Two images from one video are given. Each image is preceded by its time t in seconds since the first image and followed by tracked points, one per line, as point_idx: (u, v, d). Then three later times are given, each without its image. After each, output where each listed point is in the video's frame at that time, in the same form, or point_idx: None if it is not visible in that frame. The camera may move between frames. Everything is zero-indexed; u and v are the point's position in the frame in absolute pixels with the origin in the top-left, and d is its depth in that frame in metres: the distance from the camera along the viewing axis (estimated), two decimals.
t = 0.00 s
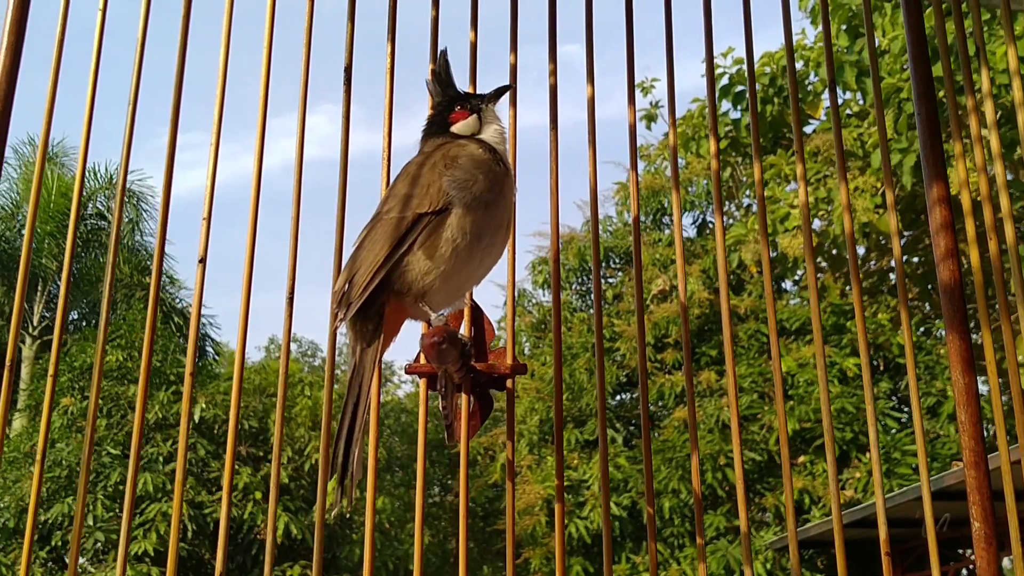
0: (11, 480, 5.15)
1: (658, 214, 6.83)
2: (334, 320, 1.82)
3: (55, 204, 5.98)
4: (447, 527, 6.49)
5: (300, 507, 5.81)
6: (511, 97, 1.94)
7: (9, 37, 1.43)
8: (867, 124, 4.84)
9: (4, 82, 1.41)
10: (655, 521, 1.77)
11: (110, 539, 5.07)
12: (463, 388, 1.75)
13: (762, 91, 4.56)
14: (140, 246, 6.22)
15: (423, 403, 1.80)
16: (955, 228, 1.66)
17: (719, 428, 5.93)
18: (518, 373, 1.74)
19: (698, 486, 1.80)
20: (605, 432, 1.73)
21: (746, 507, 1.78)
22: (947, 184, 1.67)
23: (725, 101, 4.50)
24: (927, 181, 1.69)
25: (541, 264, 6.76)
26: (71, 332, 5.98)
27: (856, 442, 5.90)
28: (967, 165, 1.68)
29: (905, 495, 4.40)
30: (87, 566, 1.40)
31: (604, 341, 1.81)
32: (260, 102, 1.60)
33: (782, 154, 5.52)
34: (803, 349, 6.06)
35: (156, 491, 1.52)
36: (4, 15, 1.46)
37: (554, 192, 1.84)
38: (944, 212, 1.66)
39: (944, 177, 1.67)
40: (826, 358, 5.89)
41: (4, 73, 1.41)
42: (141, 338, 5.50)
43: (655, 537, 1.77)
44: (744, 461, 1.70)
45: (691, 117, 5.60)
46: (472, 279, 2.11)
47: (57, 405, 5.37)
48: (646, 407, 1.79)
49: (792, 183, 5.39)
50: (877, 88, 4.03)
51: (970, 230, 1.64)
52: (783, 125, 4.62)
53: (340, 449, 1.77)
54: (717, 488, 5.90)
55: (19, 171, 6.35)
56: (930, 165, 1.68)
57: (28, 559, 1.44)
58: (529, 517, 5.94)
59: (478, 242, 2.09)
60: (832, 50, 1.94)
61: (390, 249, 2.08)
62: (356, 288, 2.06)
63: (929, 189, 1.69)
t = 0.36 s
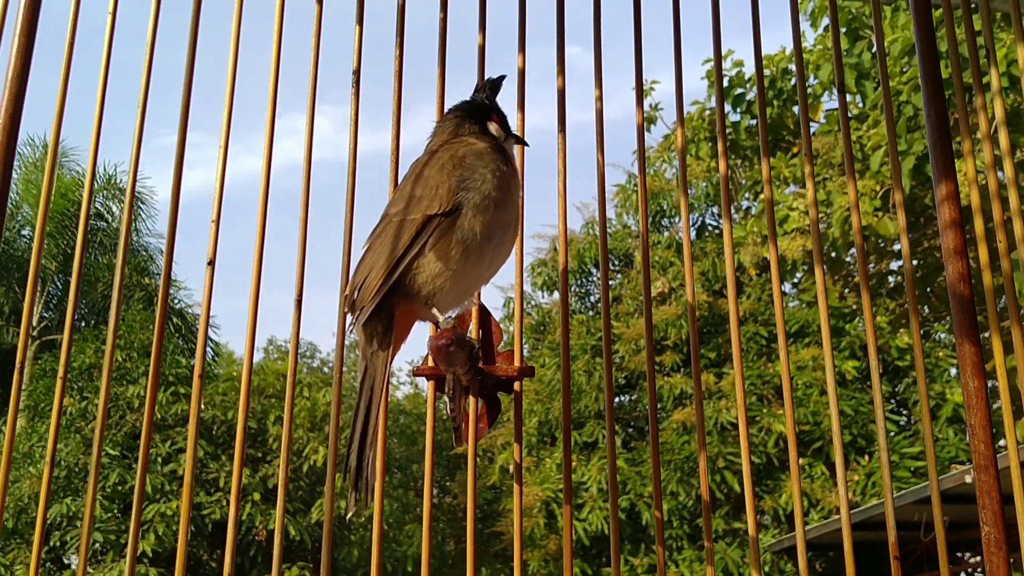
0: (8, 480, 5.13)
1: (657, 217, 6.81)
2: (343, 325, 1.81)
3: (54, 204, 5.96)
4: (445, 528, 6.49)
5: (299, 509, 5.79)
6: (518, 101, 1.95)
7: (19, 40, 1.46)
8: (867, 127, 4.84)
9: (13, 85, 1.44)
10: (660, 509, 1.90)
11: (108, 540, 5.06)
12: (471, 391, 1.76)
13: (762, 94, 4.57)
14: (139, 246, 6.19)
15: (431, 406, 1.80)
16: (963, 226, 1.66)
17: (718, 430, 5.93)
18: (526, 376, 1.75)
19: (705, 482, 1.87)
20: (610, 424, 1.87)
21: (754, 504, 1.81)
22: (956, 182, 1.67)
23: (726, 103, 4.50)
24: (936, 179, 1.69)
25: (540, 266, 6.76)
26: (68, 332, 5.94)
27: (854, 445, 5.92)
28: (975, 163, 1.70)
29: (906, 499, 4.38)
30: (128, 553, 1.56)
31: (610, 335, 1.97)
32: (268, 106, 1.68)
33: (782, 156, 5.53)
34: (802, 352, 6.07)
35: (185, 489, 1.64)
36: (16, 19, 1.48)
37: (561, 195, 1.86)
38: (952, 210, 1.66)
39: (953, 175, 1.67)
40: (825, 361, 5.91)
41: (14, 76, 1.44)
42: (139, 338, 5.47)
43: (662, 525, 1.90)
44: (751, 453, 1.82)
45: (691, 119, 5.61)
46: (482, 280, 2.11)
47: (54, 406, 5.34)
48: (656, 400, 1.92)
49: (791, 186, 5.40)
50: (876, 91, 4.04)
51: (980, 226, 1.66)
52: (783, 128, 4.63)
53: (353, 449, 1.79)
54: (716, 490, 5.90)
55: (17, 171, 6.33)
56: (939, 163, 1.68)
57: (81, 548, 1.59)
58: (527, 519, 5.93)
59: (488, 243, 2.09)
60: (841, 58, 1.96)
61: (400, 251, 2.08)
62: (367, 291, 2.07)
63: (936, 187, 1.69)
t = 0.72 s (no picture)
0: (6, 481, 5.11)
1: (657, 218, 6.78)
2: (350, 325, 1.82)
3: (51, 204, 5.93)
4: (444, 530, 6.47)
5: (298, 510, 5.78)
6: (525, 102, 1.98)
7: (27, 43, 1.51)
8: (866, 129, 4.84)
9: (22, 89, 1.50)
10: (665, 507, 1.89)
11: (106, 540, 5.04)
12: (477, 393, 1.77)
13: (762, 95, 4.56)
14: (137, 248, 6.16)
15: (436, 410, 1.80)
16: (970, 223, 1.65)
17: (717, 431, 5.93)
18: (531, 377, 1.76)
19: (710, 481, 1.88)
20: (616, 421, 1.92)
21: (759, 503, 1.83)
22: (962, 179, 1.67)
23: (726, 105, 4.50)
24: (942, 176, 1.69)
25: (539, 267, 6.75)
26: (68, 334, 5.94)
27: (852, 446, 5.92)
28: (981, 162, 1.71)
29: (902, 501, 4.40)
30: (135, 556, 1.62)
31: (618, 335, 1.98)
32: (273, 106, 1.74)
33: (781, 158, 5.52)
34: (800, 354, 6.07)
35: (189, 490, 1.67)
36: (24, 22, 1.54)
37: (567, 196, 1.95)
38: (959, 206, 1.65)
39: (960, 171, 1.67)
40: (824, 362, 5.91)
41: (21, 80, 1.49)
42: (138, 338, 5.46)
43: (668, 526, 1.89)
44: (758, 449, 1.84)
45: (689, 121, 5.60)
46: (484, 283, 2.13)
47: (54, 406, 5.34)
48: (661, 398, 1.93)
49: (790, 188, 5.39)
50: (876, 93, 4.04)
51: (986, 223, 1.66)
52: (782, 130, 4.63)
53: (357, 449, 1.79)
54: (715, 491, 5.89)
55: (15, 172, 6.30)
56: (946, 159, 1.68)
57: (87, 549, 1.65)
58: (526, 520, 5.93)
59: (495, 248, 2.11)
60: (847, 60, 2.03)
61: (407, 252, 2.08)
62: (371, 292, 2.07)
63: (943, 183, 1.69)
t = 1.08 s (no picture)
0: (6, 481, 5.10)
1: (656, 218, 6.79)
2: (352, 324, 1.82)
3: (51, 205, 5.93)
4: (443, 530, 6.48)
5: (297, 510, 5.78)
6: (527, 103, 1.98)
7: (30, 46, 1.51)
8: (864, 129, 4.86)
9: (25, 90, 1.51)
10: (669, 508, 1.89)
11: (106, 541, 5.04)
12: (479, 394, 1.78)
13: (761, 95, 4.57)
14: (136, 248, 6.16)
15: (438, 412, 1.80)
16: (973, 223, 1.65)
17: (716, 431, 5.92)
18: (531, 378, 1.77)
19: (712, 483, 1.88)
20: (620, 427, 1.90)
21: (760, 504, 1.84)
22: (964, 178, 1.66)
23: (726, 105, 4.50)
24: (944, 174, 1.69)
25: (539, 267, 6.75)
26: (68, 334, 5.94)
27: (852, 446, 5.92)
28: (983, 161, 1.71)
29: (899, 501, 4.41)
30: (137, 557, 1.62)
31: (619, 337, 1.98)
32: (274, 110, 1.76)
33: (781, 158, 5.53)
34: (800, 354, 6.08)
35: (191, 490, 1.67)
36: (26, 24, 1.53)
37: (568, 197, 1.96)
38: (960, 205, 1.65)
39: (962, 170, 1.67)
40: (824, 362, 5.92)
41: (24, 82, 1.50)
42: (137, 338, 5.46)
43: (668, 529, 1.89)
44: (758, 453, 1.85)
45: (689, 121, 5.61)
46: (486, 284, 2.13)
47: (54, 406, 5.33)
48: (662, 402, 1.93)
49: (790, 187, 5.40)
50: (876, 93, 4.05)
51: (988, 222, 1.67)
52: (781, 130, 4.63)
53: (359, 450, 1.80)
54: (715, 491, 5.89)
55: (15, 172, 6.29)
56: (948, 158, 1.68)
57: (90, 550, 1.66)
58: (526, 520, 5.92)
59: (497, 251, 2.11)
60: (848, 61, 2.05)
61: (409, 254, 2.08)
62: (374, 294, 2.07)
63: (946, 182, 1.68)
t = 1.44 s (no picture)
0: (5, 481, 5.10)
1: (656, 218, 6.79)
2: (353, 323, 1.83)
3: (51, 205, 5.93)
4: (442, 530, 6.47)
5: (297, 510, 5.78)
6: (528, 102, 1.99)
7: (32, 46, 1.51)
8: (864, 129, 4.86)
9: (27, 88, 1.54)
10: (670, 509, 1.90)
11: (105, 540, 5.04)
12: (480, 393, 1.78)
13: (760, 95, 4.57)
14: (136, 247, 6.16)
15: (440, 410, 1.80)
16: (974, 222, 1.65)
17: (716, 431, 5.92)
18: (533, 377, 1.78)
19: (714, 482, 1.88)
20: (619, 425, 1.92)
21: (762, 504, 1.84)
22: (966, 175, 1.66)
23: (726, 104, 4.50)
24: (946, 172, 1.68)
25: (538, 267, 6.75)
26: (68, 334, 5.95)
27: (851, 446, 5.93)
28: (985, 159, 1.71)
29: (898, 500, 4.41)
30: (138, 556, 1.62)
31: (620, 336, 1.98)
32: (276, 111, 1.77)
33: (781, 158, 5.53)
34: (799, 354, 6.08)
35: (194, 489, 1.68)
36: (28, 23, 1.53)
37: (570, 193, 1.96)
38: (962, 204, 1.66)
39: (963, 167, 1.67)
40: (823, 362, 5.92)
41: (26, 81, 1.50)
42: (136, 338, 5.45)
43: (669, 527, 1.90)
44: (760, 453, 1.85)
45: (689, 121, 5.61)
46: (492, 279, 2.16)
47: (53, 406, 5.33)
48: (663, 402, 1.94)
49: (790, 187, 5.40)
50: (875, 92, 4.05)
51: (989, 220, 1.67)
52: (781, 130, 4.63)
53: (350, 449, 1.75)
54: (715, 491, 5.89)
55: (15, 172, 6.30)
56: (950, 156, 1.67)
57: (92, 550, 1.67)
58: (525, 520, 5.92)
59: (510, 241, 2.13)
60: (850, 59, 2.08)
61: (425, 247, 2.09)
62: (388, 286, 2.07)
63: (947, 180, 1.68)
